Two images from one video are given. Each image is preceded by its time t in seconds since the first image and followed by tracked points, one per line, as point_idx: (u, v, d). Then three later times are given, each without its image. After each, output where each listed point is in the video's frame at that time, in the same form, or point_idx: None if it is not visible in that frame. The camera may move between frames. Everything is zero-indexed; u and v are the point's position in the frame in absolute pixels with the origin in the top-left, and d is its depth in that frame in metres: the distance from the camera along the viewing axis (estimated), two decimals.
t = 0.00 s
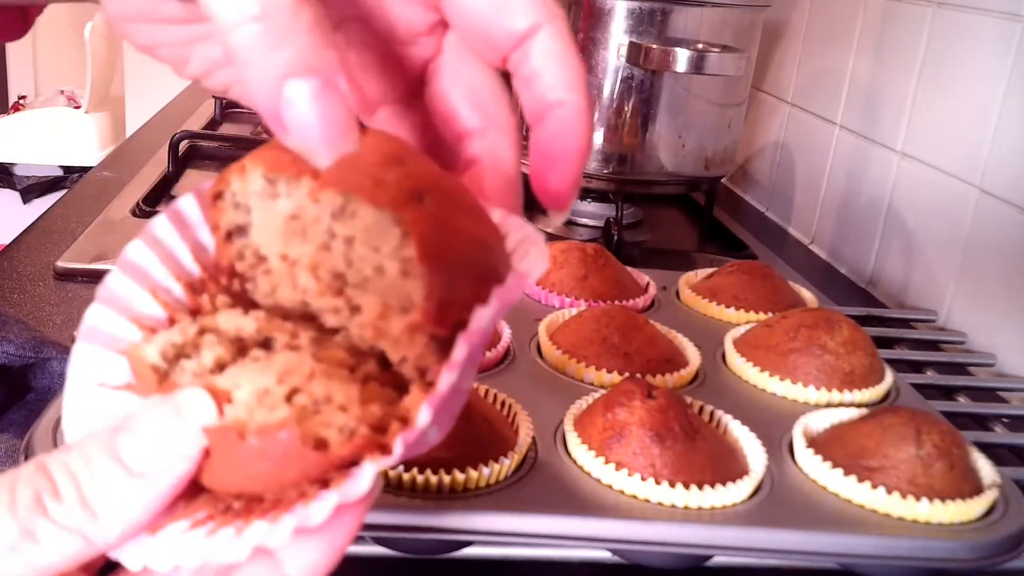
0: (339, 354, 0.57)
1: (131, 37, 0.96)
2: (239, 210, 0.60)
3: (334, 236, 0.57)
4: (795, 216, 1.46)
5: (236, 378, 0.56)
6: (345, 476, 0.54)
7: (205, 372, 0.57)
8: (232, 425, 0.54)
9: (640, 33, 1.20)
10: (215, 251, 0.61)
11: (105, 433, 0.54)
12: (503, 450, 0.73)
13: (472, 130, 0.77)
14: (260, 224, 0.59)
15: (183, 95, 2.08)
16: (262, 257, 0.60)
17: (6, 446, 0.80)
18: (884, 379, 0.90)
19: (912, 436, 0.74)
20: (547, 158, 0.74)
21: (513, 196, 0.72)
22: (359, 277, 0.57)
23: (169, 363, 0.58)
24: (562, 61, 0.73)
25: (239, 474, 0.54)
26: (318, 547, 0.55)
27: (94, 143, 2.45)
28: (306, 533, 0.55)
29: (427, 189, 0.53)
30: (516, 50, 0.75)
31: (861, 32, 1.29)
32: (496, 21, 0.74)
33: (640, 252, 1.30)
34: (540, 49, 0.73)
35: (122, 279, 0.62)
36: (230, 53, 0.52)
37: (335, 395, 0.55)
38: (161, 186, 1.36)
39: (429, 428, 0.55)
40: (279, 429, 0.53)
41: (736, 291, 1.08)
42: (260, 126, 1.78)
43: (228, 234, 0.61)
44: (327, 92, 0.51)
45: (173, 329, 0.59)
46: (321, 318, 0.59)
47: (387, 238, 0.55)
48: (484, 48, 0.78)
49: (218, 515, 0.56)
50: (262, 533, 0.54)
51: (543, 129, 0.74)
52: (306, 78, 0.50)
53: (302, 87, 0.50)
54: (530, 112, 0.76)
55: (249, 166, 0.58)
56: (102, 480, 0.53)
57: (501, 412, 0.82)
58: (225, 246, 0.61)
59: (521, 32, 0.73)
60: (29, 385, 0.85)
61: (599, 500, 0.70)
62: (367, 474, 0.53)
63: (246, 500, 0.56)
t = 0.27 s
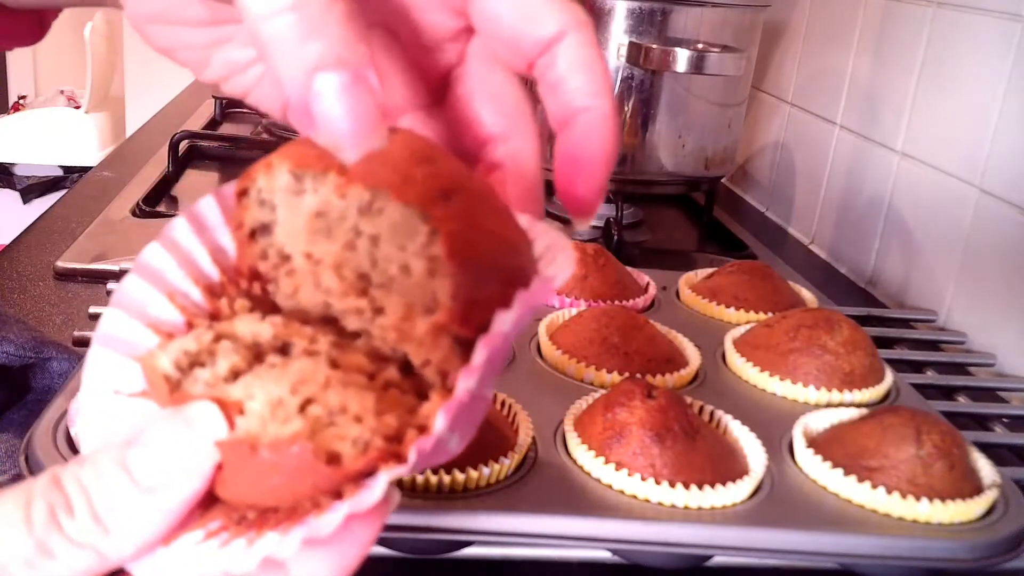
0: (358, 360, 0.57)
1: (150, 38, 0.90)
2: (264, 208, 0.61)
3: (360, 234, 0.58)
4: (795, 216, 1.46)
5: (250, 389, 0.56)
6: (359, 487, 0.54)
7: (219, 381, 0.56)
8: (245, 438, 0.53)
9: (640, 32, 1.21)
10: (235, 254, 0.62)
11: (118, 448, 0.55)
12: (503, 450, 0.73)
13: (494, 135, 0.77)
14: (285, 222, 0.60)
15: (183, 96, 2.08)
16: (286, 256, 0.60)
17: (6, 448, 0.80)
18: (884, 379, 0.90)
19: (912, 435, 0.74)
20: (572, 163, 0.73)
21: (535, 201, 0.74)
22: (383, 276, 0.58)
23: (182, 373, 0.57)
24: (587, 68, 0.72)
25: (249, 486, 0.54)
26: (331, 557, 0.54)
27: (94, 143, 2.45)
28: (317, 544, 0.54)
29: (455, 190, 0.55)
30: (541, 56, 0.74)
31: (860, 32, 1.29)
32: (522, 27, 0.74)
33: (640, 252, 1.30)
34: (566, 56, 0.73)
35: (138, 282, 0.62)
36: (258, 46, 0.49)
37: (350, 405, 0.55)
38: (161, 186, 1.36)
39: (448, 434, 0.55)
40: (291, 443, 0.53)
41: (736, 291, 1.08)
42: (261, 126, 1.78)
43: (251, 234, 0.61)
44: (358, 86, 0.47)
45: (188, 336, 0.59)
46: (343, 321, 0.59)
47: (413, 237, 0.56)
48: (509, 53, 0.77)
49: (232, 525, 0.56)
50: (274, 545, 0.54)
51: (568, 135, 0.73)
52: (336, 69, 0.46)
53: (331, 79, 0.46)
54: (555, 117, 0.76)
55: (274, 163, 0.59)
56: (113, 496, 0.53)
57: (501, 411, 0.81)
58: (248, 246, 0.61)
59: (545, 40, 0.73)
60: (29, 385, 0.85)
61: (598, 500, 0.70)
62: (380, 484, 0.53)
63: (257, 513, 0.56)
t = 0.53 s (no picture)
0: (369, 361, 0.57)
1: (164, 35, 0.89)
2: (280, 200, 0.61)
3: (375, 230, 0.58)
4: (795, 216, 1.46)
5: (256, 395, 0.56)
6: (367, 494, 0.53)
7: (228, 383, 0.57)
8: (250, 450, 0.53)
9: (639, 32, 1.21)
10: (247, 253, 0.63)
11: (129, 454, 0.54)
12: (504, 450, 0.72)
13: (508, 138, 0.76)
14: (301, 216, 0.60)
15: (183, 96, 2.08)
16: (300, 251, 0.61)
17: (6, 447, 0.80)
18: (884, 379, 0.90)
19: (912, 436, 0.74)
20: (587, 166, 0.74)
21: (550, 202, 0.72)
22: (397, 274, 0.58)
23: (191, 377, 0.58)
24: (604, 73, 0.72)
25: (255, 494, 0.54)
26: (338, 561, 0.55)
27: (94, 143, 2.46)
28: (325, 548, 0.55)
29: (473, 186, 0.54)
30: (558, 61, 0.74)
31: (861, 31, 1.29)
32: (539, 32, 0.73)
33: (640, 251, 1.30)
34: (583, 61, 0.72)
35: (147, 282, 0.62)
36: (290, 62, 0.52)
37: (358, 411, 0.55)
38: (161, 186, 1.36)
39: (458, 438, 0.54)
40: (297, 456, 0.52)
41: (736, 291, 1.08)
42: (260, 126, 1.78)
43: (266, 227, 0.61)
44: (380, 78, 0.48)
45: (196, 339, 0.59)
46: (354, 319, 0.59)
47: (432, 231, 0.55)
48: (523, 56, 0.77)
49: (242, 527, 0.56)
50: (281, 550, 0.54)
51: (583, 138, 0.74)
52: (358, 61, 0.48)
53: (353, 70, 0.48)
54: (569, 121, 0.76)
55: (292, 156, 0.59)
56: (126, 503, 0.53)
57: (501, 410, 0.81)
58: (262, 239, 0.62)
59: (562, 45, 0.73)
60: (29, 385, 0.85)
61: (598, 500, 0.70)
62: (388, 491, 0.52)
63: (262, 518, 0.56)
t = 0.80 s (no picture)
0: (377, 353, 0.57)
1: (175, 31, 0.89)
2: (293, 191, 0.60)
3: (389, 222, 0.57)
4: (795, 216, 1.46)
5: (256, 390, 0.55)
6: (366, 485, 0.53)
7: (230, 376, 0.57)
8: (250, 445, 0.53)
9: (639, 32, 1.21)
10: (252, 245, 0.62)
11: (132, 452, 0.54)
12: (503, 450, 0.72)
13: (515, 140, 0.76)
14: (316, 208, 0.59)
15: (183, 95, 2.07)
16: (311, 243, 0.60)
17: (6, 447, 0.80)
18: (884, 379, 0.90)
19: (912, 435, 0.74)
20: (586, 175, 0.74)
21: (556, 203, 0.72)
22: (410, 267, 0.57)
23: (192, 372, 0.57)
24: (605, 84, 0.71)
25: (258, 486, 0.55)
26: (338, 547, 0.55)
27: (94, 143, 2.46)
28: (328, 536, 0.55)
29: (489, 179, 0.55)
30: (562, 70, 0.73)
31: (861, 31, 1.29)
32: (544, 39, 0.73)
33: (640, 251, 1.30)
34: (586, 71, 0.72)
35: (151, 273, 0.62)
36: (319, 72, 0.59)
37: (359, 404, 0.54)
38: (161, 186, 1.36)
39: (464, 431, 0.54)
40: (296, 450, 0.52)
41: (736, 291, 1.08)
42: (260, 126, 1.78)
43: (278, 218, 0.61)
44: (397, 73, 0.55)
45: (197, 333, 0.59)
46: (363, 312, 0.58)
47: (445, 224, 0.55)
48: (528, 62, 0.77)
49: (243, 520, 0.56)
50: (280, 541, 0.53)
51: (584, 145, 0.74)
52: (377, 56, 0.55)
53: (372, 63, 0.55)
54: (569, 129, 0.76)
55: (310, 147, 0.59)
56: (128, 501, 0.53)
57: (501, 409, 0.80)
58: (273, 230, 0.61)
59: (564, 55, 0.72)
60: (29, 385, 0.85)
61: (599, 500, 0.70)
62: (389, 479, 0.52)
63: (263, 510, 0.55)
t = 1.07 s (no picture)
0: (379, 344, 0.56)
1: (180, 25, 0.90)
2: (296, 180, 0.60)
3: (393, 211, 0.57)
4: (796, 216, 1.46)
5: (256, 382, 0.55)
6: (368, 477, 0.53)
7: (231, 368, 0.56)
8: (250, 438, 0.53)
9: (639, 32, 1.21)
10: (255, 237, 0.62)
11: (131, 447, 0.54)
12: (503, 450, 0.72)
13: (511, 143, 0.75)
14: (316, 194, 0.59)
15: (184, 95, 2.08)
16: (314, 232, 0.60)
17: (7, 447, 0.80)
18: (884, 379, 0.90)
19: (912, 435, 0.74)
20: (580, 177, 0.72)
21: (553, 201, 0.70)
22: (413, 256, 0.57)
23: (192, 364, 0.57)
24: (602, 92, 0.72)
25: (257, 479, 0.55)
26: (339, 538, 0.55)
27: (94, 143, 2.46)
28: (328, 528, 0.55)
29: (493, 170, 0.54)
30: (560, 75, 0.74)
31: (861, 31, 1.29)
32: (542, 46, 0.74)
33: (640, 251, 1.30)
34: (585, 76, 0.73)
35: (152, 264, 0.62)
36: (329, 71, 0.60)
37: (359, 396, 0.54)
38: (161, 187, 1.36)
39: (465, 423, 0.54)
40: (296, 445, 0.52)
41: (736, 291, 1.08)
42: (260, 126, 1.78)
43: (281, 207, 0.61)
44: (403, 63, 0.56)
45: (196, 326, 0.59)
46: (365, 303, 0.58)
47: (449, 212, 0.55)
48: (526, 67, 0.77)
49: (245, 512, 0.56)
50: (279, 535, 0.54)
51: (579, 151, 0.73)
52: (384, 45, 0.56)
53: (378, 52, 0.55)
54: (563, 134, 0.75)
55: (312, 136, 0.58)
56: (129, 494, 0.54)
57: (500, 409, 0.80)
58: (276, 220, 0.61)
59: (563, 60, 0.73)
60: (29, 385, 0.85)
61: (598, 500, 0.70)
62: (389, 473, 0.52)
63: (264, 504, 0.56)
